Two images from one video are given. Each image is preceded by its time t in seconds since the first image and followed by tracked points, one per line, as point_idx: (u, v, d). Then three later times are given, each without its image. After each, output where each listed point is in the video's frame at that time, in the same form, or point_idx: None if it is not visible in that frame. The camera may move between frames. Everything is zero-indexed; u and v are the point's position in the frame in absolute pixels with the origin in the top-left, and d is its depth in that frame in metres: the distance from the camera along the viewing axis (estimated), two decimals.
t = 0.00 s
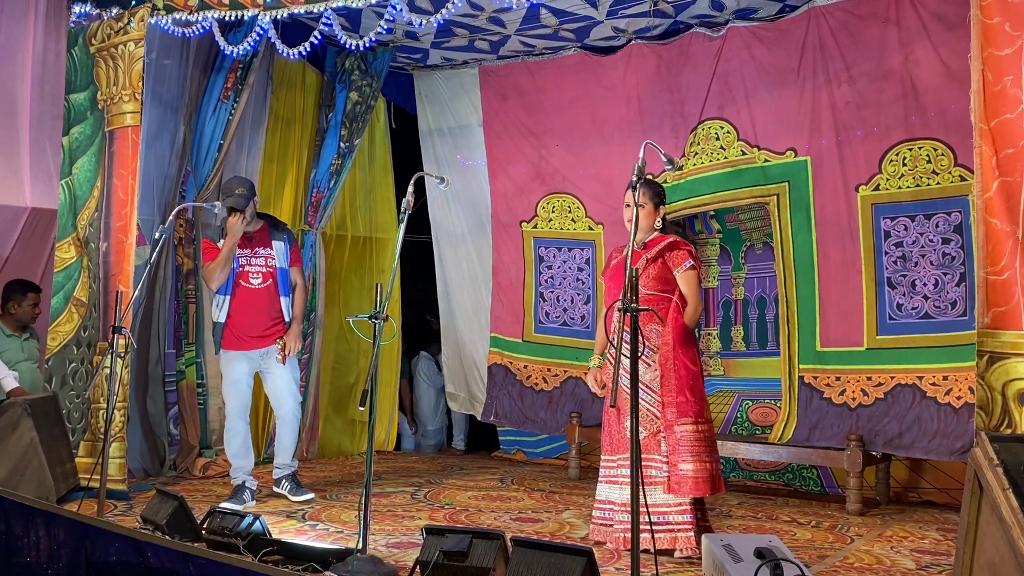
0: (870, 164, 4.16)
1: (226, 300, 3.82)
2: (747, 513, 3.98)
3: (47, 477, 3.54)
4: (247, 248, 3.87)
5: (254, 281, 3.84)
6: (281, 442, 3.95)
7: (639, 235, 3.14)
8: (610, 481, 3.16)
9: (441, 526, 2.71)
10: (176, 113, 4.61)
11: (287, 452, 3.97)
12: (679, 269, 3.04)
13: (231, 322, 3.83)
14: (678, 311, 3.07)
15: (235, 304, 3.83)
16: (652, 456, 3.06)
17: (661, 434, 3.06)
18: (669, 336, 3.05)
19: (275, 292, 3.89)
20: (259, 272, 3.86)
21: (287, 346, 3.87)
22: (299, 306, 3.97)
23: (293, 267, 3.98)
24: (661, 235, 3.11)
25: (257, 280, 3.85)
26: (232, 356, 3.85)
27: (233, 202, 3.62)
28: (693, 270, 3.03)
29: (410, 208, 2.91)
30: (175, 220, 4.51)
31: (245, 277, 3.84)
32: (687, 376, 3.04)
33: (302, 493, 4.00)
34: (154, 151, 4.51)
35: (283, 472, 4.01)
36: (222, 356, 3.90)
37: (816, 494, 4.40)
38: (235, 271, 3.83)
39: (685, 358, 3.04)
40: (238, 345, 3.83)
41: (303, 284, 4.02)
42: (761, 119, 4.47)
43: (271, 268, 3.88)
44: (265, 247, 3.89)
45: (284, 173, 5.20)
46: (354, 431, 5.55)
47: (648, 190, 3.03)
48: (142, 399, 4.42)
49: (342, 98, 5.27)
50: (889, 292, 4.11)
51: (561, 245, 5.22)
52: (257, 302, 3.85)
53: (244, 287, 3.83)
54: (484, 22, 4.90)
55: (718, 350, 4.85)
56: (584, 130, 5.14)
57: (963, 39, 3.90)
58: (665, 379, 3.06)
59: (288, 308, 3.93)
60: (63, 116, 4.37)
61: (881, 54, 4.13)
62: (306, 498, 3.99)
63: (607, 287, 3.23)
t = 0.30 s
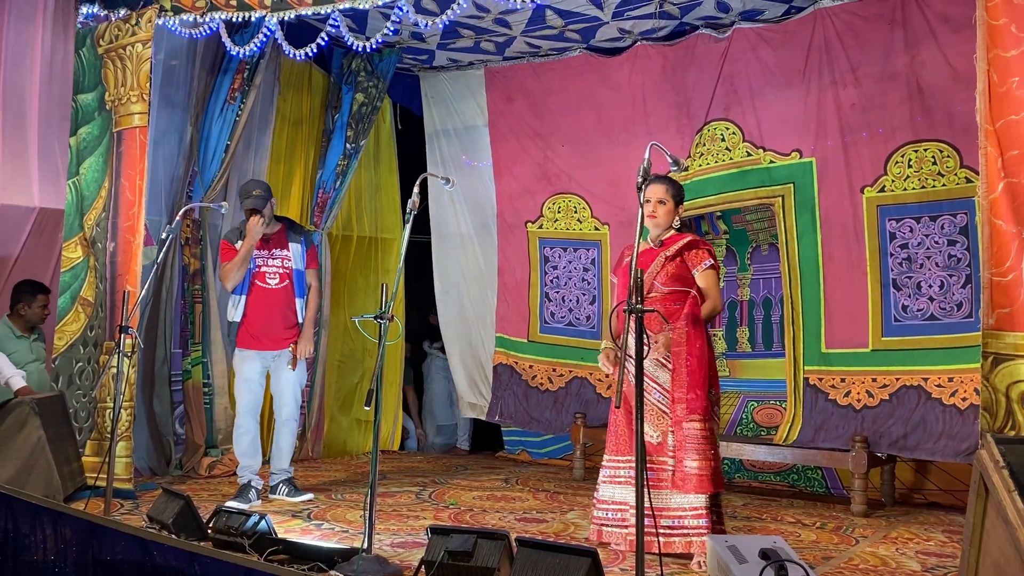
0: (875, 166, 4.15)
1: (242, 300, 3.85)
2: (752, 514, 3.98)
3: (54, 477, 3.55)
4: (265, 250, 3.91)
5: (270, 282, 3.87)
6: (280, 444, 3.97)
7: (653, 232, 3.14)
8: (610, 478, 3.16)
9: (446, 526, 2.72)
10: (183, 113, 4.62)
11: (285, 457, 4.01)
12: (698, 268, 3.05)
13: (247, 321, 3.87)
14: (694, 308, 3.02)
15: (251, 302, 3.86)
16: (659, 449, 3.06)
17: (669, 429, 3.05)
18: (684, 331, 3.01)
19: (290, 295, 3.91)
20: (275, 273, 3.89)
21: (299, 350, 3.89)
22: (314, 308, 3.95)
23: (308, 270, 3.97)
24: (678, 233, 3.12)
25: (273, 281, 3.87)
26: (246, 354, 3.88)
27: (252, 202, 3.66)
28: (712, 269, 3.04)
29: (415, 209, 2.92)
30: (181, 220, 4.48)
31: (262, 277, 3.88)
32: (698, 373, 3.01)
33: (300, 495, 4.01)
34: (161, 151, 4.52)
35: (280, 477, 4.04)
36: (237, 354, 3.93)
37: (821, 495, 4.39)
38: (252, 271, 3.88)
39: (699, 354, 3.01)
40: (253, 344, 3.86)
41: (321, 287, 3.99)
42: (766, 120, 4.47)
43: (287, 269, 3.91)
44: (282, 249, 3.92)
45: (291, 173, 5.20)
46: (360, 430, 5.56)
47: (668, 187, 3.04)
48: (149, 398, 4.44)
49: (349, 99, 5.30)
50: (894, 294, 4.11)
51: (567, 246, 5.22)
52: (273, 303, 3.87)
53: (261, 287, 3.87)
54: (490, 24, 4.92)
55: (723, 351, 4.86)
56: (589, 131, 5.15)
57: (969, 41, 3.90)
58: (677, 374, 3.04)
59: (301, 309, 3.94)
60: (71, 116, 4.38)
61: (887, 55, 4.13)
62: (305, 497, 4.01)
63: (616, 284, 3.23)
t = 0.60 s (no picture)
0: (880, 166, 4.14)
1: (262, 298, 3.84)
2: (756, 515, 3.97)
3: (57, 475, 3.55)
4: (288, 250, 3.92)
5: (291, 282, 3.89)
6: (286, 443, 3.98)
7: (671, 231, 3.10)
8: (624, 477, 3.14)
9: (449, 526, 2.72)
10: (188, 113, 4.63)
11: (291, 456, 4.01)
12: (722, 270, 3.01)
13: (265, 319, 3.86)
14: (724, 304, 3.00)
15: (270, 301, 3.86)
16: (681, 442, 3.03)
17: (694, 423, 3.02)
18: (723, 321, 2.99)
19: (310, 296, 3.94)
20: (295, 275, 3.92)
21: (315, 352, 3.93)
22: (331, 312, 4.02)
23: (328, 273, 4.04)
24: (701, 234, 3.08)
25: (294, 282, 3.90)
26: (262, 352, 3.87)
27: (283, 205, 3.69)
28: (738, 271, 3.02)
29: (419, 208, 2.91)
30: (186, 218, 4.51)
31: (282, 278, 3.90)
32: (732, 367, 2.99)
33: (303, 495, 4.02)
34: (164, 151, 4.54)
35: (284, 477, 4.04)
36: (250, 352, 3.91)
37: (825, 496, 4.38)
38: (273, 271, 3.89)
39: (731, 351, 2.99)
40: (270, 343, 3.86)
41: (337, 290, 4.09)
42: (771, 120, 4.46)
43: (308, 272, 3.95)
44: (305, 251, 3.96)
45: (294, 172, 5.22)
46: (363, 428, 5.57)
47: (688, 183, 3.02)
48: (152, 397, 4.47)
49: (352, 98, 5.28)
50: (899, 294, 4.09)
51: (572, 245, 5.22)
52: (293, 303, 3.89)
53: (281, 287, 3.88)
54: (494, 23, 4.91)
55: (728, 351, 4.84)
56: (594, 130, 5.14)
57: (975, 40, 3.88)
58: (709, 367, 3.01)
59: (320, 311, 3.97)
60: (76, 116, 4.39)
61: (892, 55, 4.11)
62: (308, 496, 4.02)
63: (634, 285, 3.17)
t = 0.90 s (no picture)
0: (883, 163, 4.13)
1: (273, 294, 3.85)
2: (758, 513, 3.97)
3: (59, 472, 3.56)
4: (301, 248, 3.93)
5: (304, 279, 3.90)
6: (290, 438, 3.98)
7: (686, 227, 3.11)
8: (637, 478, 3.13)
9: (451, 523, 2.72)
10: (190, 108, 4.60)
11: (294, 452, 4.00)
12: (741, 263, 2.96)
13: (277, 315, 3.87)
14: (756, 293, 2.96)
15: (282, 298, 3.87)
16: (744, 423, 2.95)
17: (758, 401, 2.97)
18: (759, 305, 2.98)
19: (322, 294, 3.96)
20: (308, 273, 3.92)
21: (325, 349, 3.95)
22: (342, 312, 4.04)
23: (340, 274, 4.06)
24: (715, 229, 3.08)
25: (306, 279, 3.91)
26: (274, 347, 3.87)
27: (305, 202, 3.84)
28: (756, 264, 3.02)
29: (421, 206, 2.90)
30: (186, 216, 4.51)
31: (295, 275, 3.90)
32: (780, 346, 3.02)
33: (305, 492, 3.99)
34: (166, 147, 4.52)
35: (286, 474, 4.03)
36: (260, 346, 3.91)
37: (827, 494, 4.38)
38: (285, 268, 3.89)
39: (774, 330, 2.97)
40: (279, 338, 3.87)
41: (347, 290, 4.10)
42: (773, 117, 4.46)
43: (321, 271, 3.96)
44: (318, 250, 3.97)
45: (295, 169, 5.23)
46: (364, 426, 5.56)
47: (696, 178, 3.02)
48: (154, 394, 4.45)
49: (354, 96, 5.28)
50: (901, 292, 4.09)
51: (574, 243, 5.21)
52: (305, 300, 3.90)
53: (294, 284, 3.89)
54: (496, 20, 4.90)
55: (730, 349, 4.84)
56: (596, 128, 5.13)
57: (978, 38, 3.87)
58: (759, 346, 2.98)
59: (331, 310, 3.99)
60: (77, 112, 4.39)
61: (895, 52, 4.10)
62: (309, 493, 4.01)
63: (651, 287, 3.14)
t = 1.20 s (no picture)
0: (883, 159, 4.13)
1: (274, 289, 3.85)
2: (757, 508, 3.98)
3: (58, 466, 3.56)
4: (301, 243, 3.94)
5: (305, 274, 3.89)
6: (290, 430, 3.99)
7: (689, 222, 3.10)
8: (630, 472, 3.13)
9: (450, 517, 2.72)
10: (188, 104, 4.59)
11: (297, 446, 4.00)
12: (744, 260, 2.97)
13: (277, 308, 3.86)
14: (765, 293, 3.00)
15: (283, 290, 3.87)
16: (802, 424, 3.00)
17: (806, 401, 3.02)
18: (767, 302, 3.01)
19: (323, 290, 3.96)
20: (310, 269, 3.92)
21: (326, 344, 3.95)
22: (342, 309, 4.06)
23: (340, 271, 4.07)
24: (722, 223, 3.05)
25: (308, 274, 3.91)
26: (275, 340, 3.86)
27: (310, 196, 3.84)
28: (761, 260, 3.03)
29: (420, 200, 2.90)
30: (186, 210, 4.53)
31: (296, 270, 3.90)
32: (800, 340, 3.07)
33: (304, 487, 3.98)
34: (165, 143, 4.52)
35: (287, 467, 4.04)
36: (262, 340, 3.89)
37: (825, 490, 4.38)
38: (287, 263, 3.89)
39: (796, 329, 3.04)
40: (280, 331, 3.85)
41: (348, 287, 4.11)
42: (773, 113, 4.45)
43: (322, 267, 3.96)
44: (319, 246, 3.98)
45: (294, 164, 5.22)
46: (363, 422, 5.56)
47: (704, 173, 3.01)
48: (154, 390, 4.46)
49: (353, 90, 5.28)
50: (901, 288, 4.08)
51: (574, 238, 5.21)
52: (306, 295, 3.90)
53: (295, 279, 3.88)
54: (495, 15, 4.89)
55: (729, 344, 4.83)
56: (596, 123, 5.12)
57: (978, 33, 3.86)
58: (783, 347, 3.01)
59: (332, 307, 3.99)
60: (76, 106, 4.39)
61: (895, 47, 4.10)
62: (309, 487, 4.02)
63: (653, 282, 3.12)
